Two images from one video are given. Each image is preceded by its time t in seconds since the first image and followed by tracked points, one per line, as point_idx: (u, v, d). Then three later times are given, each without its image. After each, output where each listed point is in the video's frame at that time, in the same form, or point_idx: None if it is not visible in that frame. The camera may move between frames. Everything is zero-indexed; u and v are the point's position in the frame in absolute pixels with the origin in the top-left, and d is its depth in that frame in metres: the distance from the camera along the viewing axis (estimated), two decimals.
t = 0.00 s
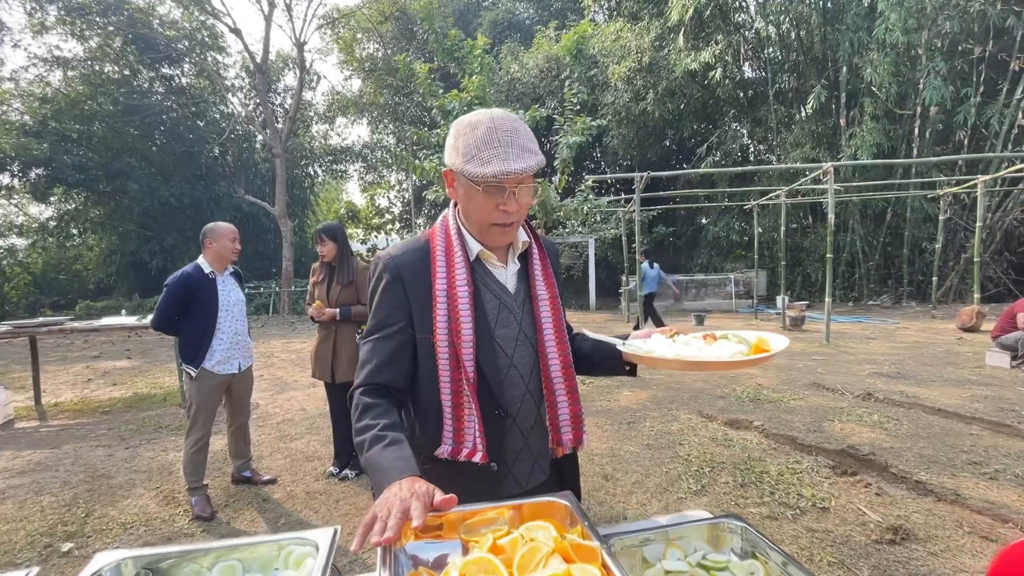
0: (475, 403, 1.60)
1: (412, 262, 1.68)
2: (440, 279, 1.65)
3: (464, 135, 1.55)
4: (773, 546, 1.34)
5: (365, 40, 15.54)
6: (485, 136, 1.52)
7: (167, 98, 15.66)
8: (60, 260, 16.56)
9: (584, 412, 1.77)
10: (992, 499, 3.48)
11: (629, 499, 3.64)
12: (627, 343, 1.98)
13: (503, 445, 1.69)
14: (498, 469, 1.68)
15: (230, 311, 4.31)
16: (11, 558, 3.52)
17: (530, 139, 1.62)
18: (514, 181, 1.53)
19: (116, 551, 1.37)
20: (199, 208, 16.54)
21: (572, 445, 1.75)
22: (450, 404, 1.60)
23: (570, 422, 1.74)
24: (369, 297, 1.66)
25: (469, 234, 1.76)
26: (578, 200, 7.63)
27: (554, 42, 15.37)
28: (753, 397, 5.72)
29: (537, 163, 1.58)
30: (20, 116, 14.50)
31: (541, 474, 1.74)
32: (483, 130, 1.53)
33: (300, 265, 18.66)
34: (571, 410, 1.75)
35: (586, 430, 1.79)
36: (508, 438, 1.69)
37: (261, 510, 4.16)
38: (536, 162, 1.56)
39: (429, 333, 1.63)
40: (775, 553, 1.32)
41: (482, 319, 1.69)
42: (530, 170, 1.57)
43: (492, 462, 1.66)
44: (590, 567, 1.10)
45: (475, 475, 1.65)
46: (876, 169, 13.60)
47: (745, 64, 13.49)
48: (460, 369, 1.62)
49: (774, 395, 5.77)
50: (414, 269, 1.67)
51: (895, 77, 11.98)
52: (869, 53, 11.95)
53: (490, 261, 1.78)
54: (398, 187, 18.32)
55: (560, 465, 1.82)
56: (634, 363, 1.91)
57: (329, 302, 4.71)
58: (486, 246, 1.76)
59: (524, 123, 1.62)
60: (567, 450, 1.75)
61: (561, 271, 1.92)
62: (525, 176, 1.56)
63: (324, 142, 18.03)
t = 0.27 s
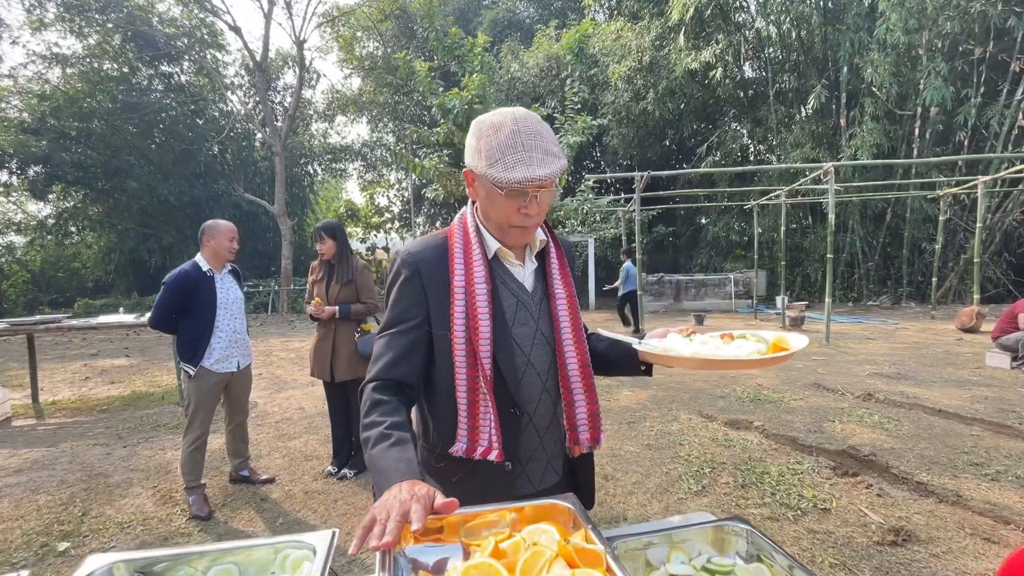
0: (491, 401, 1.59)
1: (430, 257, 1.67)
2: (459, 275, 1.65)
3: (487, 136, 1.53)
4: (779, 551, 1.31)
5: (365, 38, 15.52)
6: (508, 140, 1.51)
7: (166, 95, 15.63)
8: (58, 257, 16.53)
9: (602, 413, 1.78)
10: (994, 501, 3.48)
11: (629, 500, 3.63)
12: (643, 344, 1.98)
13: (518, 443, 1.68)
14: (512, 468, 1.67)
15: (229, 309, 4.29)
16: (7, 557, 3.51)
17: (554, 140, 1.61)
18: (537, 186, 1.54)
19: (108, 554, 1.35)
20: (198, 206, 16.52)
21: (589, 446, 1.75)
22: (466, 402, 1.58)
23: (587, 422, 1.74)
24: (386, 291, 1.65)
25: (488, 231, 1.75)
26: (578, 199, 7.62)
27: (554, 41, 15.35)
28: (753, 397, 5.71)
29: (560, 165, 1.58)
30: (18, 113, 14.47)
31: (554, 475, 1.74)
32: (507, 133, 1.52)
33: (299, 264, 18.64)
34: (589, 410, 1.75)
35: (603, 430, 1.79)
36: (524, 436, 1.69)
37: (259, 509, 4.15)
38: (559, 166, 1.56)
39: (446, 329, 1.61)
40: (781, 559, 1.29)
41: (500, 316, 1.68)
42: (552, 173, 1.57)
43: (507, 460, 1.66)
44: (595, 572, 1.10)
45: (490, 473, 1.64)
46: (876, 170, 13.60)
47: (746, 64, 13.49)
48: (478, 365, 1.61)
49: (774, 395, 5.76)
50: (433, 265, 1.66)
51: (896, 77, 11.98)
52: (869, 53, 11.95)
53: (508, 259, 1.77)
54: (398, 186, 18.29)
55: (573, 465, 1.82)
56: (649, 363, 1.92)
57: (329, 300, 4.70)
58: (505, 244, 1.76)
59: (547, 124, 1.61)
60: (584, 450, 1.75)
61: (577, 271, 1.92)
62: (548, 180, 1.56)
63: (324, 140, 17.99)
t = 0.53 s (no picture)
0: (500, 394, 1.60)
1: (443, 252, 1.67)
2: (471, 270, 1.65)
3: (505, 136, 1.54)
4: (771, 548, 1.33)
5: (366, 38, 15.53)
6: (525, 140, 1.52)
7: (167, 94, 15.65)
8: (59, 256, 16.52)
9: (610, 408, 1.79)
10: (992, 501, 3.48)
11: (626, 499, 3.64)
12: (652, 341, 1.99)
13: (526, 437, 1.69)
14: (520, 462, 1.68)
15: (228, 308, 4.29)
16: (6, 555, 3.51)
17: (569, 143, 1.62)
18: (551, 187, 1.54)
19: (103, 549, 1.36)
20: (199, 205, 16.53)
21: (596, 440, 1.75)
22: (475, 395, 1.59)
23: (595, 417, 1.75)
24: (397, 286, 1.65)
25: (500, 228, 1.76)
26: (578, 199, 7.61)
27: (554, 41, 15.34)
28: (752, 397, 5.71)
29: (575, 167, 1.58)
30: (19, 112, 14.49)
31: (560, 470, 1.75)
32: (524, 133, 1.52)
33: (299, 263, 18.65)
34: (597, 406, 1.76)
35: (610, 426, 1.80)
36: (532, 431, 1.70)
37: (258, 508, 4.16)
38: (574, 169, 1.56)
39: (457, 323, 1.62)
40: (773, 555, 1.31)
41: (510, 311, 1.69)
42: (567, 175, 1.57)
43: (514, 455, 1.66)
44: (585, 568, 1.10)
45: (497, 467, 1.64)
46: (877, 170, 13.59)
47: (746, 64, 13.47)
48: (487, 359, 1.61)
49: (774, 395, 5.76)
50: (445, 260, 1.67)
51: (897, 77, 11.97)
52: (870, 53, 11.94)
53: (519, 256, 1.78)
54: (399, 185, 18.29)
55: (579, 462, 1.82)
56: (657, 360, 1.92)
57: (329, 299, 4.70)
58: (516, 241, 1.76)
59: (564, 127, 1.61)
60: (591, 446, 1.75)
61: (587, 269, 1.93)
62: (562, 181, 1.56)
63: (324, 140, 17.98)
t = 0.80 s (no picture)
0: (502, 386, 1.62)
1: (448, 249, 1.70)
2: (475, 266, 1.67)
3: (508, 134, 1.56)
4: (759, 539, 1.34)
5: (368, 38, 15.56)
6: (526, 138, 1.53)
7: (170, 94, 15.71)
8: (62, 256, 16.56)
9: (610, 402, 1.80)
10: (988, 500, 3.48)
11: (624, 497, 3.65)
12: (652, 339, 2.02)
13: (527, 430, 1.71)
14: (521, 453, 1.70)
15: (229, 307, 4.32)
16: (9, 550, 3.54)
17: (571, 144, 1.64)
18: (551, 184, 1.55)
19: (108, 536, 1.38)
20: (201, 205, 16.58)
21: (596, 434, 1.77)
22: (478, 387, 1.61)
23: (595, 411, 1.76)
24: (403, 281, 1.68)
25: (503, 226, 1.78)
26: (578, 199, 7.63)
27: (556, 41, 15.35)
28: (751, 396, 5.72)
29: (576, 166, 1.59)
30: (23, 112, 14.56)
31: (561, 463, 1.76)
32: (526, 132, 1.54)
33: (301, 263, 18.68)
34: (597, 400, 1.77)
35: (610, 420, 1.82)
36: (533, 423, 1.72)
37: (259, 504, 4.18)
38: (574, 167, 1.58)
39: (460, 317, 1.65)
40: (760, 546, 1.32)
41: (512, 306, 1.71)
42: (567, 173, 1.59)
43: (515, 446, 1.68)
44: (572, 556, 1.10)
45: (500, 458, 1.66)
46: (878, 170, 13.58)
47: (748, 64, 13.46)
48: (490, 352, 1.63)
49: (773, 395, 5.77)
50: (450, 256, 1.69)
51: (898, 78, 11.96)
52: (872, 54, 11.94)
53: (522, 253, 1.80)
54: (400, 185, 18.31)
55: (579, 455, 1.84)
56: (657, 358, 1.95)
57: (329, 298, 4.72)
58: (520, 238, 1.78)
59: (566, 128, 1.64)
60: (591, 438, 1.77)
61: (589, 267, 1.94)
62: (562, 179, 1.58)
63: (326, 140, 18.01)
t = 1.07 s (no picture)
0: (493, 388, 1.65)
1: (443, 254, 1.74)
2: (468, 271, 1.71)
3: (499, 142, 1.59)
4: (739, 540, 1.36)
5: (370, 41, 15.60)
6: (516, 144, 1.56)
7: (173, 97, 15.79)
8: (66, 257, 16.61)
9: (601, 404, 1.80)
10: (983, 502, 3.48)
11: (620, 499, 3.66)
12: (641, 342, 2.02)
13: (519, 430, 1.73)
14: (513, 454, 1.72)
15: (230, 309, 4.35)
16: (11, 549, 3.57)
17: (562, 150, 1.65)
18: (540, 189, 1.58)
19: (104, 534, 1.40)
20: (204, 207, 16.65)
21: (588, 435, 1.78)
22: (470, 388, 1.64)
23: (587, 412, 1.77)
24: (400, 285, 1.72)
25: (497, 231, 1.80)
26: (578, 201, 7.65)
27: (557, 43, 15.39)
28: (750, 399, 5.73)
29: (566, 171, 1.61)
30: (28, 114, 14.64)
31: (554, 464, 1.78)
32: (517, 139, 1.57)
33: (303, 264, 18.72)
34: (588, 401, 1.78)
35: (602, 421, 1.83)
36: (524, 424, 1.74)
37: (259, 505, 4.21)
38: (564, 172, 1.59)
39: (453, 320, 1.69)
40: (741, 547, 1.34)
41: (504, 309, 1.74)
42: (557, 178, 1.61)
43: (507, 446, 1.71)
44: (549, 553, 1.12)
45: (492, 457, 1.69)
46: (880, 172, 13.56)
47: (749, 66, 13.47)
48: (481, 354, 1.67)
49: (771, 397, 5.77)
50: (445, 260, 1.73)
51: (899, 79, 11.95)
52: (873, 55, 11.93)
53: (515, 258, 1.82)
54: (402, 187, 18.33)
55: (572, 456, 1.86)
56: (648, 361, 1.95)
57: (329, 301, 4.75)
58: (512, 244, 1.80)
59: (557, 135, 1.65)
60: (583, 439, 1.77)
61: (583, 271, 1.95)
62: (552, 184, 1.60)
63: (329, 142, 18.05)
